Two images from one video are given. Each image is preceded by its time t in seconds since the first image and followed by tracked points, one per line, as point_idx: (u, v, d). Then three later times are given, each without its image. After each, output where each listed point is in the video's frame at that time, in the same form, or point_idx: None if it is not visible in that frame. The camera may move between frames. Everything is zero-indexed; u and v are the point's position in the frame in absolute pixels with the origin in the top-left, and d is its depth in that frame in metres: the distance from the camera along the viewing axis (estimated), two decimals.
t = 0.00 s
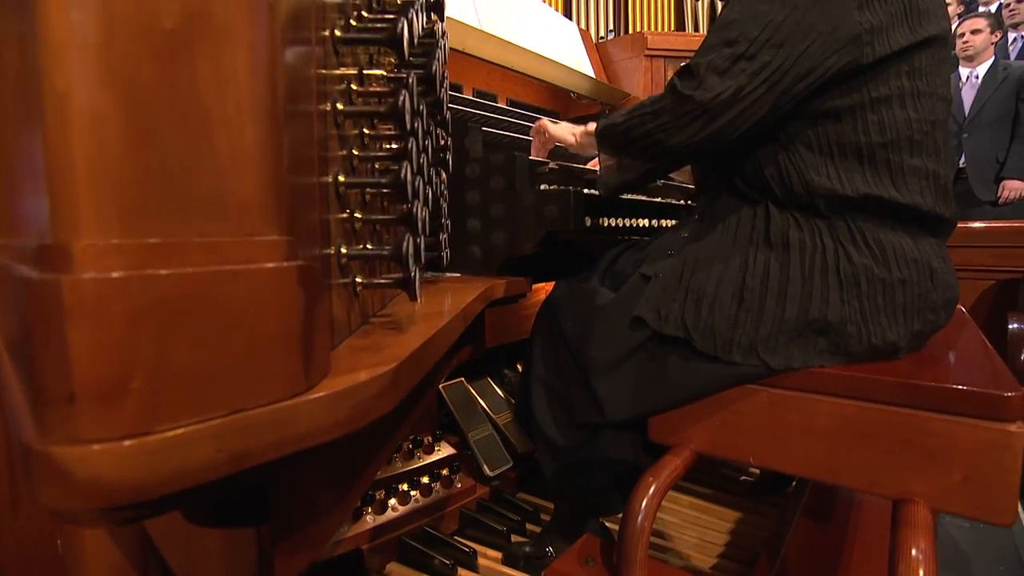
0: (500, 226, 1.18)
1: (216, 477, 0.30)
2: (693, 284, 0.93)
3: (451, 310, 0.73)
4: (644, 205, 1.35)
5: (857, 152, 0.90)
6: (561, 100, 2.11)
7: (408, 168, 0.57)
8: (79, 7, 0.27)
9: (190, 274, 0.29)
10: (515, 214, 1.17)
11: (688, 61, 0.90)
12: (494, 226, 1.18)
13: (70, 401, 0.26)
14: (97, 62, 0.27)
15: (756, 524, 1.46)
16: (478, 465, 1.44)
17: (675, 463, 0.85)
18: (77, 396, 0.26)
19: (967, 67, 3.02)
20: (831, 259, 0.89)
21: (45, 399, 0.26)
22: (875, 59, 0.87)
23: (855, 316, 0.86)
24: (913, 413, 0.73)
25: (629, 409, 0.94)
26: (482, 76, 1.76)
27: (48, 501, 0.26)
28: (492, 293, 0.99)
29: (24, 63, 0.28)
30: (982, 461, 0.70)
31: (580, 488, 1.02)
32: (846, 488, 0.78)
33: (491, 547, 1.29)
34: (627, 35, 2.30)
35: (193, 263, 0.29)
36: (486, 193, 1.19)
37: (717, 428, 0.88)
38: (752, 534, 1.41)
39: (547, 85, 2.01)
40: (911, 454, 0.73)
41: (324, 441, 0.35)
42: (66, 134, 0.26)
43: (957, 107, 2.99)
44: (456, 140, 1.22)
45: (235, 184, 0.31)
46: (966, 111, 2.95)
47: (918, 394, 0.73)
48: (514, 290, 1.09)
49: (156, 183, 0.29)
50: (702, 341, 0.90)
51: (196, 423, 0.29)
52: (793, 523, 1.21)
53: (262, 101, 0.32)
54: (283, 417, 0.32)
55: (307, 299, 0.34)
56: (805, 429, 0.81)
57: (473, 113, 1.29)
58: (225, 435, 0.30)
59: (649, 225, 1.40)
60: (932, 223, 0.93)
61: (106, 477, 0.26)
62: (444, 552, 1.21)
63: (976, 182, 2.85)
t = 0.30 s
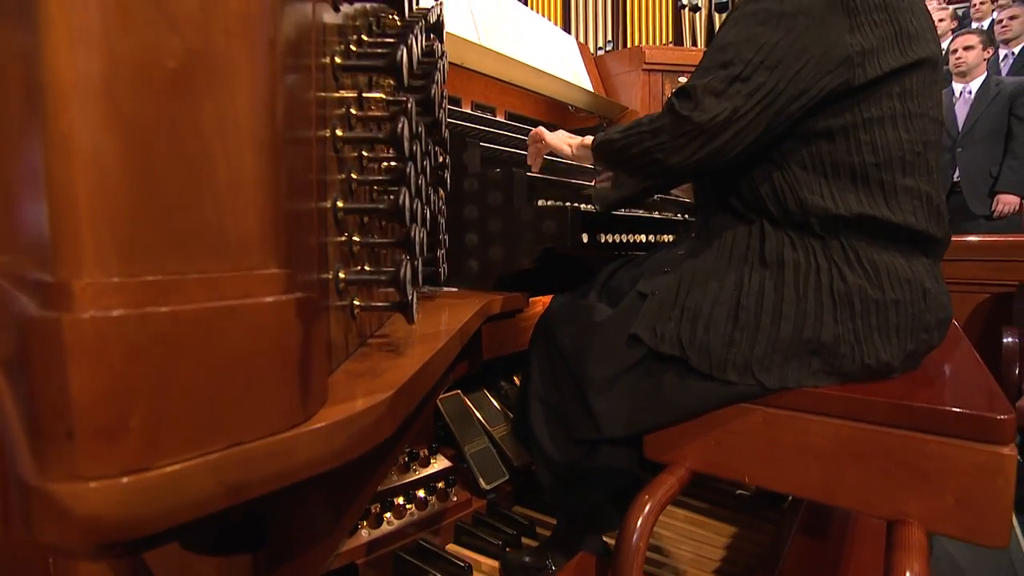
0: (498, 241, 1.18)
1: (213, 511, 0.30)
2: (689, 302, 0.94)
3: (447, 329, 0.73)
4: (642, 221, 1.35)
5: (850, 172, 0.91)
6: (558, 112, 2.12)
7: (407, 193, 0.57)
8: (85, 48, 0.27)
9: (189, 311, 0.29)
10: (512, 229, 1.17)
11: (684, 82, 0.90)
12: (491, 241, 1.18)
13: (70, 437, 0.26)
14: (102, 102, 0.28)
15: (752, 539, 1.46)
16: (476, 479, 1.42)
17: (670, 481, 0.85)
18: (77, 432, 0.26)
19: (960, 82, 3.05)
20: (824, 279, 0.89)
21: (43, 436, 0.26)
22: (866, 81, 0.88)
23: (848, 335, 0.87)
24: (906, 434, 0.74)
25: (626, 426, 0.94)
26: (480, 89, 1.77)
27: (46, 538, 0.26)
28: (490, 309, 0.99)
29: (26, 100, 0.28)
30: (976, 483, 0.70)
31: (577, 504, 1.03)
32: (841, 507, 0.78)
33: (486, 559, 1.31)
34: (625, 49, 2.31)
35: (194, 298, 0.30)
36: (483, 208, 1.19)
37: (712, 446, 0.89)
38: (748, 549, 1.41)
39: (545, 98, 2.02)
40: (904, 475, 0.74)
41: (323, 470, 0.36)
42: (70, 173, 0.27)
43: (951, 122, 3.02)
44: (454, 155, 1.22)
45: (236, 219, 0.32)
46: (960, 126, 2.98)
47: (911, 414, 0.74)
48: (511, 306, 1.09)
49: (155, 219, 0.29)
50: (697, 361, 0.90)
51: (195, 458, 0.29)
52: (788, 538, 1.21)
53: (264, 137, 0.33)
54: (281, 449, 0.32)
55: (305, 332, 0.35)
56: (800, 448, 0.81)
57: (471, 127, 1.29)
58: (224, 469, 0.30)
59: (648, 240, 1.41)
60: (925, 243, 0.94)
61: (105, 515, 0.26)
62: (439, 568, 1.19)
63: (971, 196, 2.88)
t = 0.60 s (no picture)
0: (498, 263, 1.19)
1: (222, 554, 0.30)
2: (687, 324, 0.94)
3: (449, 355, 0.73)
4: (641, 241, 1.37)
5: (843, 195, 0.92)
6: (558, 131, 2.14)
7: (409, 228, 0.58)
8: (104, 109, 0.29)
9: (200, 359, 0.30)
10: (512, 251, 1.18)
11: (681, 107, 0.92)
12: (491, 262, 1.19)
13: (84, 486, 0.27)
14: (120, 160, 0.29)
15: (754, 558, 1.45)
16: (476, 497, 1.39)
17: (671, 504, 0.86)
18: (91, 481, 0.27)
19: (954, 98, 3.05)
20: (820, 300, 0.90)
21: (57, 485, 0.27)
22: (858, 108, 0.90)
23: (844, 357, 0.87)
24: (903, 459, 0.75)
25: (627, 450, 0.94)
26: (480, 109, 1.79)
27: None
28: (490, 332, 1.00)
29: (43, 156, 0.29)
30: (976, 507, 0.71)
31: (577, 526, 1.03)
32: (842, 531, 0.79)
33: None
34: (623, 68, 2.30)
35: (206, 347, 0.31)
36: (483, 229, 1.20)
37: (712, 469, 0.89)
38: (750, 568, 1.40)
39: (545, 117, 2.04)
40: (904, 499, 0.74)
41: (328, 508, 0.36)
42: (88, 229, 0.28)
43: (945, 138, 3.05)
44: (455, 177, 1.23)
45: (246, 268, 0.33)
46: (954, 142, 3.00)
47: (908, 439, 0.75)
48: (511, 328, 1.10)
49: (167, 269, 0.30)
50: (695, 382, 0.90)
51: (205, 502, 0.30)
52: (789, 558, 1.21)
53: (273, 187, 0.34)
54: (287, 490, 0.33)
55: (310, 374, 0.36)
56: (800, 472, 0.82)
57: (472, 149, 1.30)
58: (232, 513, 0.30)
59: (647, 260, 1.42)
60: (919, 266, 0.95)
61: (118, 562, 0.27)
62: None
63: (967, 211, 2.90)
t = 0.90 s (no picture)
0: (499, 278, 1.19)
1: None
2: (689, 342, 0.95)
3: (451, 375, 0.73)
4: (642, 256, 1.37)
5: (844, 217, 0.93)
6: (558, 144, 2.15)
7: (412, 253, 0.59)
8: (113, 136, 0.29)
9: (210, 395, 0.30)
10: (513, 267, 1.18)
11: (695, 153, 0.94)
12: (492, 278, 1.20)
13: (94, 523, 0.27)
14: (128, 187, 0.30)
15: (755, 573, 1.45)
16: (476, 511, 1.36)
17: (672, 522, 0.86)
18: (101, 518, 0.27)
19: (952, 111, 3.09)
20: (820, 320, 0.91)
21: (68, 523, 0.27)
22: (866, 136, 0.91)
23: (845, 377, 0.88)
24: (906, 479, 0.75)
25: (631, 467, 0.93)
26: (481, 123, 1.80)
27: None
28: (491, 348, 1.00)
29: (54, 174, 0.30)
30: (979, 529, 0.71)
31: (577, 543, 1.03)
32: (843, 551, 0.79)
33: None
34: (624, 81, 2.26)
35: (212, 372, 0.31)
36: (485, 245, 1.21)
37: (714, 487, 0.89)
38: None
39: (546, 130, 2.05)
40: (906, 520, 0.75)
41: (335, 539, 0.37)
42: (100, 267, 0.28)
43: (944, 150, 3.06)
44: (456, 194, 1.24)
45: (252, 296, 0.33)
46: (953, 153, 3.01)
47: (910, 460, 0.75)
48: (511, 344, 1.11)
49: (179, 309, 0.31)
50: (696, 399, 0.90)
51: (213, 536, 0.30)
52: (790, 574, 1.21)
53: (281, 215, 0.35)
54: (294, 522, 0.33)
55: (317, 407, 0.36)
56: (802, 491, 0.82)
57: (473, 164, 1.31)
58: (241, 547, 0.31)
59: (648, 275, 1.42)
60: (920, 287, 0.96)
61: None
62: None
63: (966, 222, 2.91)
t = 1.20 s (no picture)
0: (501, 291, 1.19)
1: None
2: (691, 355, 0.94)
3: (452, 391, 0.73)
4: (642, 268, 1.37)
5: (844, 230, 0.93)
6: (559, 154, 2.15)
7: (415, 273, 0.59)
8: (114, 160, 0.30)
9: (209, 430, 0.31)
10: (514, 279, 1.18)
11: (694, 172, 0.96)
12: (494, 290, 1.20)
13: (95, 560, 0.28)
14: (129, 208, 0.30)
15: None
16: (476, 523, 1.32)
17: (675, 538, 0.85)
18: (103, 555, 0.28)
19: (950, 119, 3.08)
20: (823, 335, 0.90)
21: (70, 560, 0.28)
22: (864, 151, 0.91)
23: (847, 391, 0.87)
24: (916, 496, 0.74)
25: (633, 480, 0.92)
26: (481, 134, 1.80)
27: None
28: (493, 361, 1.00)
29: (60, 188, 0.32)
30: (987, 547, 0.71)
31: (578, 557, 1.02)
32: (848, 567, 0.79)
33: None
34: (621, 90, 2.27)
35: (210, 392, 0.32)
36: (486, 257, 1.21)
37: (715, 502, 0.88)
38: None
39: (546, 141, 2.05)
40: (912, 537, 0.75)
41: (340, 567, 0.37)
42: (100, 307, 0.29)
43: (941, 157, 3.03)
44: (457, 206, 1.24)
45: (252, 319, 0.34)
46: (951, 161, 3.00)
47: (918, 476, 0.74)
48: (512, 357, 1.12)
49: (180, 345, 0.31)
50: (698, 412, 0.89)
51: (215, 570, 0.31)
52: None
53: (283, 239, 0.35)
54: (300, 552, 0.34)
55: (321, 437, 0.36)
56: (806, 507, 0.82)
57: (474, 176, 1.31)
58: None
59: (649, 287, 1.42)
60: (921, 301, 0.96)
61: None
62: None
63: (966, 230, 2.91)
